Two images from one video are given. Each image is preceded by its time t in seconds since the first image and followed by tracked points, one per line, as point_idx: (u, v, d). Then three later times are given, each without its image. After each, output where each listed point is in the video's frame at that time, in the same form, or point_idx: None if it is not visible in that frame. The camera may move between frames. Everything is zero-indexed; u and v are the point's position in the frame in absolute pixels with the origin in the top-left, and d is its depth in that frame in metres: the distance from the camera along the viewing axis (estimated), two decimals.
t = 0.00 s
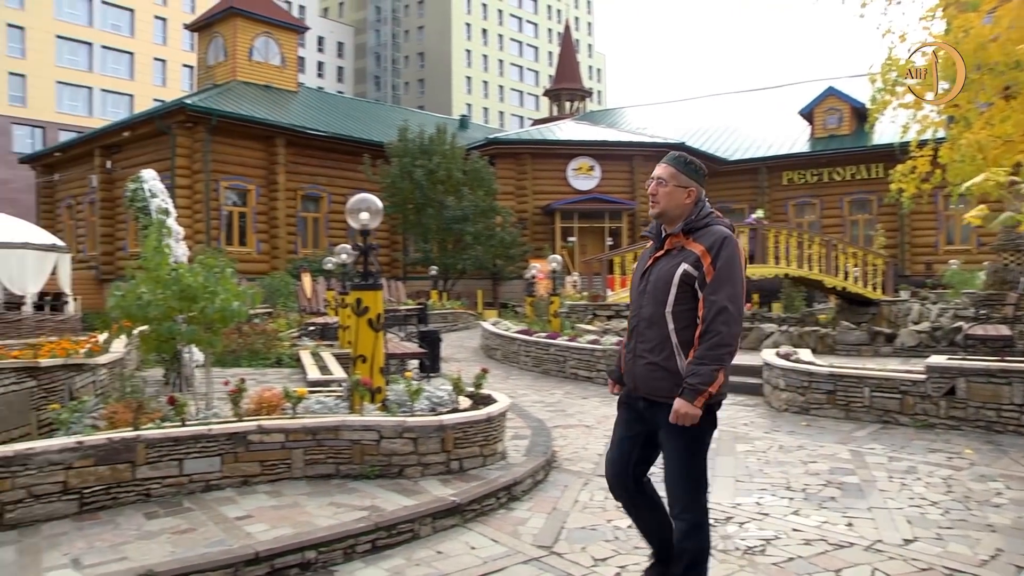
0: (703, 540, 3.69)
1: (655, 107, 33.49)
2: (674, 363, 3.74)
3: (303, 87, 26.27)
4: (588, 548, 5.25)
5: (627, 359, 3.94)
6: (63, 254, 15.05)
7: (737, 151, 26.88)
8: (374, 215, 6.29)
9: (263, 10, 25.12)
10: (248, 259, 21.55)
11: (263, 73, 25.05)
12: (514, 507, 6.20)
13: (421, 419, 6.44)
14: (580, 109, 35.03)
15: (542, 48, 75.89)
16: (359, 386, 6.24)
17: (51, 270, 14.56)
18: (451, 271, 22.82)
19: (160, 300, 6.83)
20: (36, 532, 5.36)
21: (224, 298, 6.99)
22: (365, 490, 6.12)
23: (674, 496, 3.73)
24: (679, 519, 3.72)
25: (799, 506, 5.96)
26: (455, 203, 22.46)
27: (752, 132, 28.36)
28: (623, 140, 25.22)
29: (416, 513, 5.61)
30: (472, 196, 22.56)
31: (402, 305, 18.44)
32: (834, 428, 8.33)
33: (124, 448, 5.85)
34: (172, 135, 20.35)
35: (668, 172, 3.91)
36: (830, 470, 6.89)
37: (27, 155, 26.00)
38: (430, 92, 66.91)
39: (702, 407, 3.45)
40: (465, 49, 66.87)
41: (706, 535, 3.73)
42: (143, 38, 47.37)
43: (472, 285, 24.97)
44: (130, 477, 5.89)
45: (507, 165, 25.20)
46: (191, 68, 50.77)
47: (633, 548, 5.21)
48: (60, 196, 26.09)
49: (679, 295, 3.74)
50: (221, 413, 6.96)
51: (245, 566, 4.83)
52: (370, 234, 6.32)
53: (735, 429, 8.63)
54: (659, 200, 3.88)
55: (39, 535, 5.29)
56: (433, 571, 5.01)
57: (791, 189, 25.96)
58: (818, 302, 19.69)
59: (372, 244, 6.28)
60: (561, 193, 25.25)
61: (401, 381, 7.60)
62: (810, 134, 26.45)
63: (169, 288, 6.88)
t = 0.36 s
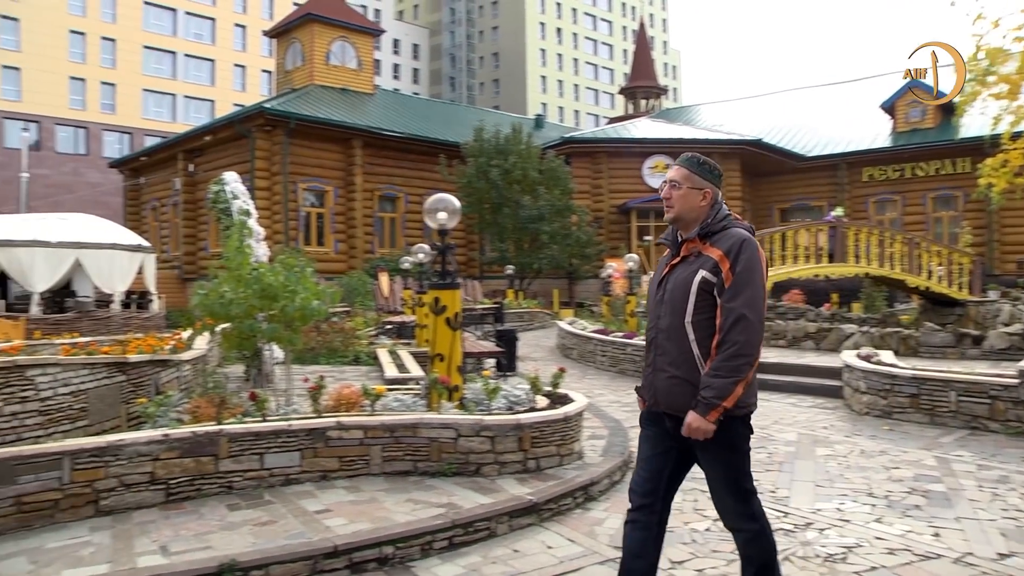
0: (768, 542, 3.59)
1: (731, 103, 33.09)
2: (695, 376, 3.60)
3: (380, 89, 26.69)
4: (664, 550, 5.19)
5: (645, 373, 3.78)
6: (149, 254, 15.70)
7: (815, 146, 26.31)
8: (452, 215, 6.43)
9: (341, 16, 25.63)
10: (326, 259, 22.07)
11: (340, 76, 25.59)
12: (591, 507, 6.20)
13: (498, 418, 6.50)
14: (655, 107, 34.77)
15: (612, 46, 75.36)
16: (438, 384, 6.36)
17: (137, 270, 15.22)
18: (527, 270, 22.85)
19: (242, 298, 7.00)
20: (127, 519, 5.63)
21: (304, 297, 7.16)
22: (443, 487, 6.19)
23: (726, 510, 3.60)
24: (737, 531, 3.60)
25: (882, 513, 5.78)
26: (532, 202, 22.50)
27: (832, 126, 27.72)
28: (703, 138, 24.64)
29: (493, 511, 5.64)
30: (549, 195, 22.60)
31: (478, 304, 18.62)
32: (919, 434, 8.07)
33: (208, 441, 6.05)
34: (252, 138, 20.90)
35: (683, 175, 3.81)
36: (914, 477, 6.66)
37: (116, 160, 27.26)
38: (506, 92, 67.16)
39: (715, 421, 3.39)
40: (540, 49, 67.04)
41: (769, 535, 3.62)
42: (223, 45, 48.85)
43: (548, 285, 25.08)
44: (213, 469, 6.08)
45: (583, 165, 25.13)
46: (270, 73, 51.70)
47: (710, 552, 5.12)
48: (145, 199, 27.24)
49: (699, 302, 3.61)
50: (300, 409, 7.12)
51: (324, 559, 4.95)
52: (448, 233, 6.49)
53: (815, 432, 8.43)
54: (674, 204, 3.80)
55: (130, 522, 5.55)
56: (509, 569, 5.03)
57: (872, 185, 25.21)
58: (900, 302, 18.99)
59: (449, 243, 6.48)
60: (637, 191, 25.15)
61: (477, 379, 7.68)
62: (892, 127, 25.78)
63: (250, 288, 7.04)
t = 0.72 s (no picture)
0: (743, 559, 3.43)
1: (818, 96, 32.20)
2: (713, 373, 3.49)
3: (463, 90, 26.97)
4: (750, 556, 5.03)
5: (660, 372, 3.68)
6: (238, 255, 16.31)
7: (907, 140, 25.31)
8: (538, 214, 6.44)
9: (425, 18, 26.09)
10: (411, 259, 22.45)
11: (424, 78, 25.94)
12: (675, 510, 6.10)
13: (583, 417, 6.48)
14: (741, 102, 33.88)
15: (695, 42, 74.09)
16: (523, 383, 6.42)
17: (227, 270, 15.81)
18: (611, 269, 22.80)
19: (330, 297, 7.15)
20: (218, 509, 5.85)
21: (390, 296, 7.29)
22: (526, 486, 6.21)
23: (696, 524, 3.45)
24: (710, 546, 3.45)
25: (981, 526, 5.49)
26: (615, 201, 22.45)
27: (927, 118, 26.66)
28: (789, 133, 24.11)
29: (578, 510, 5.62)
30: (632, 194, 22.52)
31: (561, 303, 18.70)
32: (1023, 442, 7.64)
33: (296, 436, 6.21)
34: (339, 141, 21.42)
35: (692, 164, 3.68)
36: (1017, 489, 6.30)
37: (207, 164, 28.39)
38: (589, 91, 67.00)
39: (763, 420, 3.18)
40: (623, 47, 66.52)
41: (747, 549, 3.47)
42: (310, 50, 50.24)
43: (632, 284, 25.09)
44: (301, 463, 6.23)
45: (669, 165, 24.69)
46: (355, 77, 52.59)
47: (797, 559, 4.95)
48: (234, 202, 28.33)
49: (717, 296, 3.49)
50: (385, 406, 7.22)
51: (409, 555, 5.02)
52: (533, 233, 6.51)
53: (906, 438, 8.09)
54: (686, 196, 3.66)
55: (220, 513, 5.76)
56: (593, 570, 4.99)
57: (967, 180, 24.10)
58: (997, 303, 18.03)
59: (535, 242, 6.53)
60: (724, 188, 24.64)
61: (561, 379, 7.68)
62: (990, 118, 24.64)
63: (337, 287, 7.19)
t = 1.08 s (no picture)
0: None
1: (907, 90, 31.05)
2: (730, 387, 3.28)
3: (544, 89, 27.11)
4: (837, 564, 4.86)
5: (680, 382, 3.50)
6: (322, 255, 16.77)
7: (1004, 133, 24.06)
8: (620, 213, 6.39)
9: (506, 18, 26.24)
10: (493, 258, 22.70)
11: (504, 78, 26.16)
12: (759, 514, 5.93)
13: (667, 419, 6.43)
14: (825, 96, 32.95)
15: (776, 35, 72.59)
16: (604, 382, 6.29)
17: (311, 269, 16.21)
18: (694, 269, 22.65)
19: (413, 297, 7.25)
20: (303, 503, 6.00)
21: (473, 295, 7.34)
22: (609, 486, 6.18)
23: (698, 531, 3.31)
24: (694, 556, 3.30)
25: None
26: (698, 200, 22.33)
27: None
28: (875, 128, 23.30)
29: (660, 512, 5.56)
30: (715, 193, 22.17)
31: (644, 303, 18.58)
32: None
33: (380, 433, 6.33)
34: (421, 142, 21.84)
35: (721, 162, 3.45)
36: None
37: (292, 166, 29.25)
38: (671, 87, 66.38)
39: (796, 447, 3.00)
40: (705, 42, 65.46)
41: None
42: (391, 53, 51.20)
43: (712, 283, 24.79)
44: (384, 460, 6.35)
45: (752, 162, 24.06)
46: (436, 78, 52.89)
47: (886, 570, 4.77)
48: (318, 202, 29.14)
49: (737, 305, 3.27)
50: (469, 405, 7.27)
51: (492, 552, 5.05)
52: (616, 231, 6.47)
53: (1004, 446, 7.69)
54: (714, 196, 3.44)
55: (306, 506, 5.92)
56: (676, 573, 4.93)
57: None
58: None
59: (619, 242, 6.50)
60: (808, 185, 23.94)
61: (645, 380, 7.62)
62: None
63: (421, 286, 7.29)
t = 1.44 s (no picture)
0: None
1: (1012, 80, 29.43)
2: (745, 390, 3.06)
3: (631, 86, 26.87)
4: None
5: (699, 382, 3.31)
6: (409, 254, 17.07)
7: None
8: (711, 211, 6.27)
9: (592, 17, 26.14)
10: (580, 257, 22.61)
11: (591, 77, 26.07)
12: (853, 521, 5.72)
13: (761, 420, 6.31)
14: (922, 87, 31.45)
15: (868, 25, 69.91)
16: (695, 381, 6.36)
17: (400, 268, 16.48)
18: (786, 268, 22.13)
19: (502, 296, 7.32)
20: (393, 497, 6.14)
21: (563, 294, 7.36)
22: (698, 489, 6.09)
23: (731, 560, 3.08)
24: None
25: None
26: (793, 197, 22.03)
27: None
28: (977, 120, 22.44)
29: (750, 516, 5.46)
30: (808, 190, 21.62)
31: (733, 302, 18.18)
32: None
33: (469, 431, 6.41)
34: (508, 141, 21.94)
35: (753, 150, 3.23)
36: None
37: (381, 167, 30.01)
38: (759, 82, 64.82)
39: (790, 455, 2.71)
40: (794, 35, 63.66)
41: None
42: (477, 54, 51.53)
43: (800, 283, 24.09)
44: (473, 457, 6.42)
45: (842, 158, 23.20)
46: (521, 78, 53.08)
47: None
48: (405, 203, 29.72)
49: (754, 302, 3.04)
50: (558, 404, 7.31)
51: (579, 552, 5.04)
52: (706, 229, 6.38)
53: None
54: (741, 184, 3.23)
55: (395, 501, 6.05)
56: None
57: None
58: None
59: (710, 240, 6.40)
60: (901, 181, 23.08)
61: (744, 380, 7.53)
62: None
63: (510, 285, 7.36)
